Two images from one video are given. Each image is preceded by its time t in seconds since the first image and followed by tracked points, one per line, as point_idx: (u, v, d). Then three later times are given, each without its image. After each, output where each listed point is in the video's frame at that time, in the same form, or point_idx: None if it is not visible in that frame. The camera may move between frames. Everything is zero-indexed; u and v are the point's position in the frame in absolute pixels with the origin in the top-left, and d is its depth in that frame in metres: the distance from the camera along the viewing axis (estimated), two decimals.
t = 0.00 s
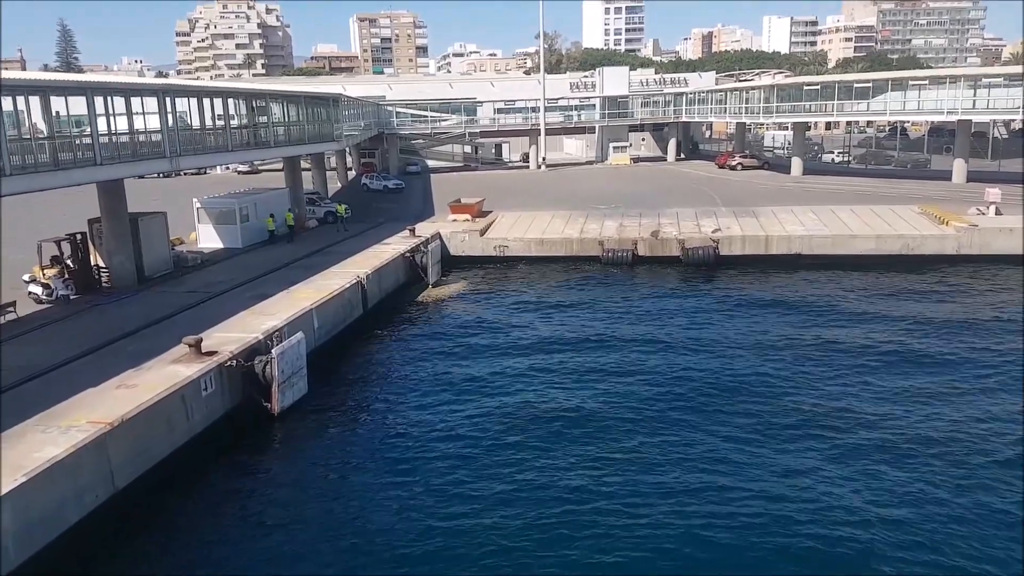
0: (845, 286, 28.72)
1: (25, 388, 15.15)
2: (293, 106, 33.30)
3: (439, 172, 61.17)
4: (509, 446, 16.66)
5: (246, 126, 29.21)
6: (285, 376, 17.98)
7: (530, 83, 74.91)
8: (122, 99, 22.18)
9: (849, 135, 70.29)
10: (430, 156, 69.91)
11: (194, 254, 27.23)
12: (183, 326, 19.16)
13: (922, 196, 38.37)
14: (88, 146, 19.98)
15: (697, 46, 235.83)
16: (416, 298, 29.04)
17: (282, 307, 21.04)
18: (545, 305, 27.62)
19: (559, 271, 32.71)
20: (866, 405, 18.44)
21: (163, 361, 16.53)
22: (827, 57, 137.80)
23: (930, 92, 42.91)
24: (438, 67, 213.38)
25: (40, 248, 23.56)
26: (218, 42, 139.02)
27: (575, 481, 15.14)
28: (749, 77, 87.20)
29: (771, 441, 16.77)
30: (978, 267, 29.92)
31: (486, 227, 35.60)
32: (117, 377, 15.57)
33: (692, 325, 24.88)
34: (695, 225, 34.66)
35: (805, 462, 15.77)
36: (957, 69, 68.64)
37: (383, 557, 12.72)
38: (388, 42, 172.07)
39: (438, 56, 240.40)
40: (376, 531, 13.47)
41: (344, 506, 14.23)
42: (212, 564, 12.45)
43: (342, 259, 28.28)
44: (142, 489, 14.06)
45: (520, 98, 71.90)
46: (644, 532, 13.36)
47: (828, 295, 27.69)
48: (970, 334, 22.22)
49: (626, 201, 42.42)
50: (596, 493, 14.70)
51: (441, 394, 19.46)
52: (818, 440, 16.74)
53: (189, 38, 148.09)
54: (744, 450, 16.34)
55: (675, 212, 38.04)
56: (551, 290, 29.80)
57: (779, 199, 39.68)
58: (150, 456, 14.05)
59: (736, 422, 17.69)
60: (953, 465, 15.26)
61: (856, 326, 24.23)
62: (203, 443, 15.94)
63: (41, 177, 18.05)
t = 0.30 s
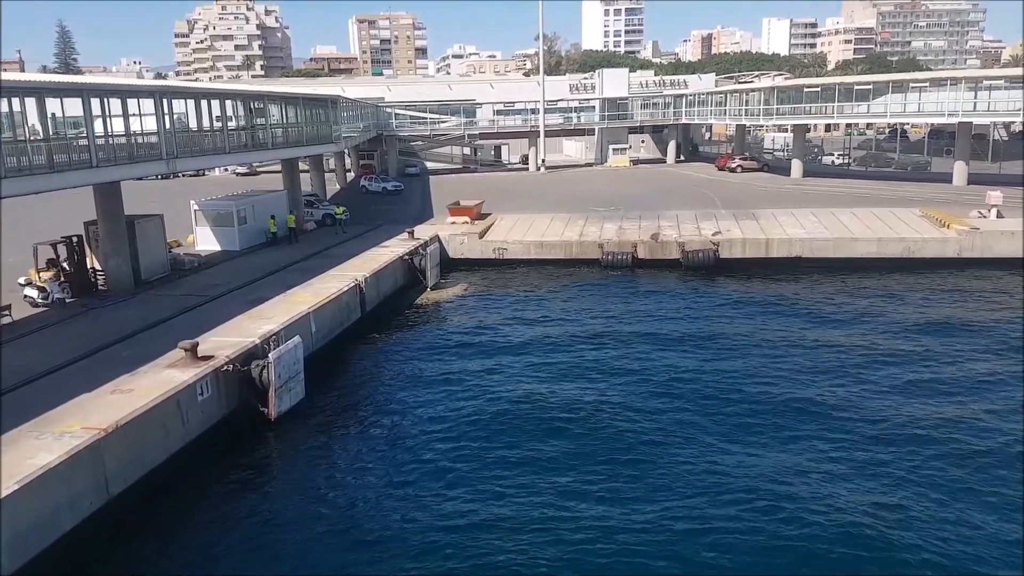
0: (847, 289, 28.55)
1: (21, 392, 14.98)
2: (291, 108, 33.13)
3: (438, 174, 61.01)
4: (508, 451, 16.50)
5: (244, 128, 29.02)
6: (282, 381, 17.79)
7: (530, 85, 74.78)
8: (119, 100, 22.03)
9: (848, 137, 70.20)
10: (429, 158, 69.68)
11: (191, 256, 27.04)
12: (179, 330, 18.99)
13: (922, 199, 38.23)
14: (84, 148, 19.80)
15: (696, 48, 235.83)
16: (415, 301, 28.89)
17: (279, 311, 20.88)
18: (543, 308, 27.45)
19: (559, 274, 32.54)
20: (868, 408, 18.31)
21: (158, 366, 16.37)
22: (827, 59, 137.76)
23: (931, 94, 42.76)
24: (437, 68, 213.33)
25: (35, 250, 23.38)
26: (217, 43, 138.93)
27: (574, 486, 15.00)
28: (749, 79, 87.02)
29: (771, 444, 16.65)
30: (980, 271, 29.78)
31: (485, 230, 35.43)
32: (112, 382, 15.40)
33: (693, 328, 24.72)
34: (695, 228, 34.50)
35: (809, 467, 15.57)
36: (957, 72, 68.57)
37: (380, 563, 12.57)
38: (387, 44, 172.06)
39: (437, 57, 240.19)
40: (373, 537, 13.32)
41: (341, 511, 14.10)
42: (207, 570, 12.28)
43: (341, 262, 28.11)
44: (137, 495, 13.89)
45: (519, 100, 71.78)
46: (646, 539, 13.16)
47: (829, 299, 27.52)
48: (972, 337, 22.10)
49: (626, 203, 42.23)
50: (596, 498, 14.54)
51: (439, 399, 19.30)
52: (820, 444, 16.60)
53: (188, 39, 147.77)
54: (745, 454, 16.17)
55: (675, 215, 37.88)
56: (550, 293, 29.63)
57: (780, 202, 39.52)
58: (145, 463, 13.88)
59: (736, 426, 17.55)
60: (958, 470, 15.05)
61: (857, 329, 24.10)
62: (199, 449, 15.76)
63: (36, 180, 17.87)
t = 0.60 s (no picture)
0: (847, 292, 28.43)
1: (14, 397, 14.83)
2: (289, 109, 33.00)
3: (437, 176, 60.90)
4: (506, 455, 16.36)
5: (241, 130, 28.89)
6: (278, 385, 17.65)
7: (529, 87, 74.72)
8: (115, 102, 21.88)
9: (847, 140, 70.21)
10: (428, 160, 69.51)
11: (188, 259, 26.88)
12: (175, 334, 18.85)
13: (922, 201, 38.19)
14: (79, 150, 19.66)
15: (694, 51, 236.01)
16: (413, 304, 28.76)
17: (276, 314, 20.74)
18: (542, 311, 27.31)
19: (557, 277, 32.42)
20: (868, 411, 18.21)
21: (153, 370, 16.22)
22: (825, 62, 137.90)
23: (930, 97, 42.73)
24: (436, 70, 213.35)
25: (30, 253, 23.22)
26: (216, 45, 138.90)
27: (572, 489, 14.87)
28: (748, 81, 86.97)
29: (771, 448, 16.51)
30: (979, 275, 29.70)
31: (483, 232, 35.32)
32: (107, 386, 15.25)
33: (693, 331, 24.60)
34: (694, 231, 34.38)
35: (810, 471, 15.44)
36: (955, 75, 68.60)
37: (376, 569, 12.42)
38: (385, 46, 172.03)
39: (436, 60, 240.07)
40: (369, 543, 13.18)
41: (337, 516, 13.95)
42: None
43: (338, 264, 27.96)
44: (131, 501, 13.74)
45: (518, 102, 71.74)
46: (647, 544, 13.02)
47: (829, 302, 27.41)
48: (972, 341, 22.01)
49: (625, 206, 42.12)
50: (594, 502, 14.41)
51: (437, 403, 19.16)
52: (820, 447, 16.48)
53: (186, 41, 147.60)
54: (745, 458, 16.05)
55: (674, 217, 37.78)
56: (549, 295, 29.49)
57: (779, 204, 39.42)
58: (139, 468, 13.73)
59: (735, 430, 17.43)
60: (961, 474, 14.92)
61: (857, 332, 23.99)
62: (194, 454, 15.61)
63: (31, 182, 17.71)
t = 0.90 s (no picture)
0: (847, 297, 28.34)
1: (7, 404, 14.65)
2: (287, 113, 32.88)
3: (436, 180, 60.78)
4: (504, 462, 16.20)
5: (239, 134, 28.75)
6: (275, 392, 17.51)
7: (528, 91, 74.67)
8: (112, 106, 21.73)
9: (847, 145, 70.19)
10: (426, 164, 69.38)
11: (185, 264, 26.72)
12: (171, 340, 18.69)
13: (922, 206, 38.11)
14: (76, 154, 19.51)
15: (693, 55, 236.30)
16: (411, 309, 28.63)
17: (273, 319, 20.60)
18: (541, 316, 27.18)
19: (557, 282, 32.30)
20: (869, 417, 18.08)
21: (149, 377, 16.07)
22: (824, 67, 138.07)
23: (930, 101, 42.68)
24: (435, 74, 213.28)
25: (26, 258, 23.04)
26: (215, 48, 138.93)
27: (572, 496, 14.73)
28: (747, 85, 87.00)
29: (773, 454, 16.37)
30: (980, 280, 29.60)
31: (482, 237, 35.21)
32: (102, 393, 15.09)
33: (693, 337, 24.48)
34: (694, 236, 34.27)
35: (812, 478, 15.30)
36: (955, 80, 68.59)
37: None
38: (384, 49, 171.97)
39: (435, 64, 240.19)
40: (367, 550, 13.02)
41: (334, 524, 13.80)
42: None
43: (336, 269, 27.82)
44: (127, 510, 13.56)
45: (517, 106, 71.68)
46: (648, 551, 12.86)
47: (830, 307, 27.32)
48: (974, 346, 21.91)
49: (625, 210, 42.02)
50: (595, 508, 14.27)
51: (436, 409, 19.00)
52: (822, 453, 16.35)
53: (185, 45, 147.50)
54: (747, 464, 15.91)
55: (673, 222, 37.68)
56: (548, 300, 29.38)
57: (780, 209, 39.33)
58: (134, 476, 13.56)
59: (736, 436, 17.29)
60: (964, 481, 14.78)
61: (858, 337, 23.89)
62: (190, 462, 15.43)
63: (26, 186, 17.55)
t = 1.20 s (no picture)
0: (849, 301, 28.21)
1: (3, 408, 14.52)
2: (286, 116, 32.78)
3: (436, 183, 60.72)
4: (504, 466, 16.03)
5: (239, 136, 28.62)
6: (274, 396, 17.36)
7: (528, 94, 74.65)
8: (110, 108, 21.60)
9: (847, 149, 70.19)
10: (427, 166, 69.30)
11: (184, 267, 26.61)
12: (169, 344, 18.55)
13: (923, 210, 38.03)
14: (73, 156, 19.38)
15: (693, 59, 236.63)
16: (411, 312, 28.48)
17: (272, 323, 20.47)
18: (542, 320, 27.04)
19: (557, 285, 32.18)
20: (872, 420, 17.93)
21: (147, 381, 15.93)
22: (824, 70, 138.19)
23: (931, 104, 42.60)
24: (435, 78, 213.44)
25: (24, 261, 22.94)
26: (216, 52, 139.22)
27: (572, 500, 14.56)
28: (748, 89, 86.99)
29: (775, 457, 16.21)
30: (982, 284, 29.47)
31: (483, 240, 35.08)
32: (99, 398, 14.94)
33: (694, 340, 24.34)
34: (695, 239, 34.20)
35: (814, 481, 15.15)
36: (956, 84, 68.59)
37: None
38: (384, 53, 172.16)
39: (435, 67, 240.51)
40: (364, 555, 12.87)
41: (332, 529, 13.64)
42: None
43: (336, 272, 27.69)
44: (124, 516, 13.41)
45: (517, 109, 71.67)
46: (649, 556, 12.71)
47: (833, 310, 27.18)
48: (977, 350, 21.77)
49: (626, 213, 41.92)
50: (595, 512, 14.10)
51: (435, 414, 18.84)
52: (824, 457, 16.19)
53: (186, 48, 147.63)
54: (749, 467, 15.76)
55: (674, 225, 37.58)
56: (548, 304, 29.25)
57: (781, 212, 39.24)
58: (130, 483, 13.40)
59: (738, 438, 17.14)
60: (968, 485, 14.63)
61: (860, 340, 23.76)
62: (187, 469, 15.27)
63: (23, 190, 17.43)
